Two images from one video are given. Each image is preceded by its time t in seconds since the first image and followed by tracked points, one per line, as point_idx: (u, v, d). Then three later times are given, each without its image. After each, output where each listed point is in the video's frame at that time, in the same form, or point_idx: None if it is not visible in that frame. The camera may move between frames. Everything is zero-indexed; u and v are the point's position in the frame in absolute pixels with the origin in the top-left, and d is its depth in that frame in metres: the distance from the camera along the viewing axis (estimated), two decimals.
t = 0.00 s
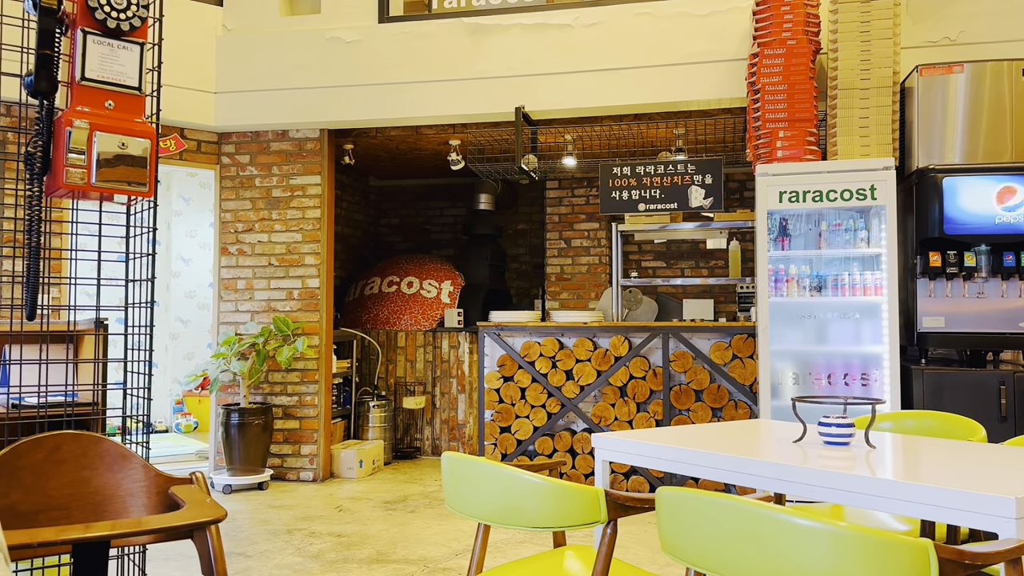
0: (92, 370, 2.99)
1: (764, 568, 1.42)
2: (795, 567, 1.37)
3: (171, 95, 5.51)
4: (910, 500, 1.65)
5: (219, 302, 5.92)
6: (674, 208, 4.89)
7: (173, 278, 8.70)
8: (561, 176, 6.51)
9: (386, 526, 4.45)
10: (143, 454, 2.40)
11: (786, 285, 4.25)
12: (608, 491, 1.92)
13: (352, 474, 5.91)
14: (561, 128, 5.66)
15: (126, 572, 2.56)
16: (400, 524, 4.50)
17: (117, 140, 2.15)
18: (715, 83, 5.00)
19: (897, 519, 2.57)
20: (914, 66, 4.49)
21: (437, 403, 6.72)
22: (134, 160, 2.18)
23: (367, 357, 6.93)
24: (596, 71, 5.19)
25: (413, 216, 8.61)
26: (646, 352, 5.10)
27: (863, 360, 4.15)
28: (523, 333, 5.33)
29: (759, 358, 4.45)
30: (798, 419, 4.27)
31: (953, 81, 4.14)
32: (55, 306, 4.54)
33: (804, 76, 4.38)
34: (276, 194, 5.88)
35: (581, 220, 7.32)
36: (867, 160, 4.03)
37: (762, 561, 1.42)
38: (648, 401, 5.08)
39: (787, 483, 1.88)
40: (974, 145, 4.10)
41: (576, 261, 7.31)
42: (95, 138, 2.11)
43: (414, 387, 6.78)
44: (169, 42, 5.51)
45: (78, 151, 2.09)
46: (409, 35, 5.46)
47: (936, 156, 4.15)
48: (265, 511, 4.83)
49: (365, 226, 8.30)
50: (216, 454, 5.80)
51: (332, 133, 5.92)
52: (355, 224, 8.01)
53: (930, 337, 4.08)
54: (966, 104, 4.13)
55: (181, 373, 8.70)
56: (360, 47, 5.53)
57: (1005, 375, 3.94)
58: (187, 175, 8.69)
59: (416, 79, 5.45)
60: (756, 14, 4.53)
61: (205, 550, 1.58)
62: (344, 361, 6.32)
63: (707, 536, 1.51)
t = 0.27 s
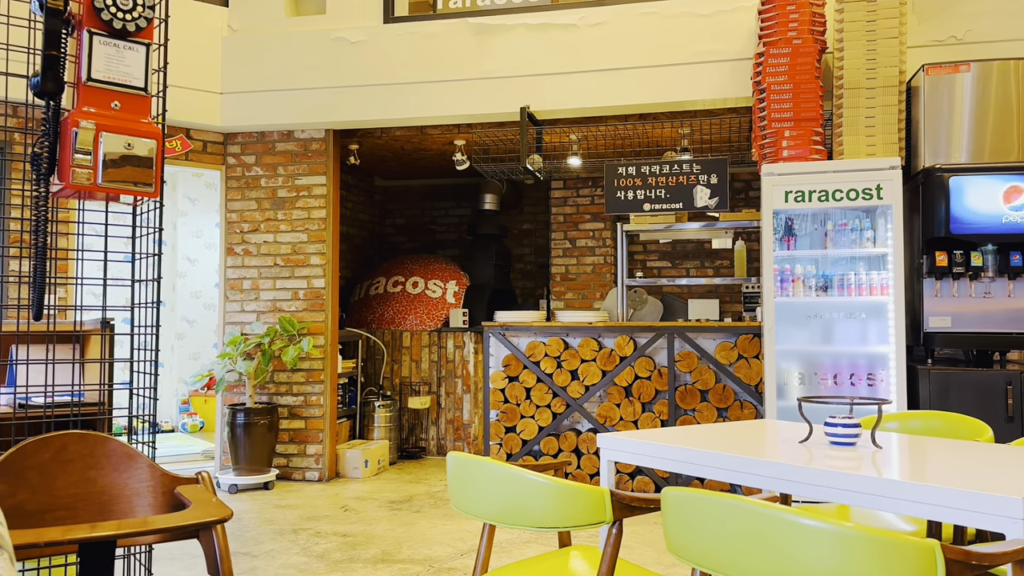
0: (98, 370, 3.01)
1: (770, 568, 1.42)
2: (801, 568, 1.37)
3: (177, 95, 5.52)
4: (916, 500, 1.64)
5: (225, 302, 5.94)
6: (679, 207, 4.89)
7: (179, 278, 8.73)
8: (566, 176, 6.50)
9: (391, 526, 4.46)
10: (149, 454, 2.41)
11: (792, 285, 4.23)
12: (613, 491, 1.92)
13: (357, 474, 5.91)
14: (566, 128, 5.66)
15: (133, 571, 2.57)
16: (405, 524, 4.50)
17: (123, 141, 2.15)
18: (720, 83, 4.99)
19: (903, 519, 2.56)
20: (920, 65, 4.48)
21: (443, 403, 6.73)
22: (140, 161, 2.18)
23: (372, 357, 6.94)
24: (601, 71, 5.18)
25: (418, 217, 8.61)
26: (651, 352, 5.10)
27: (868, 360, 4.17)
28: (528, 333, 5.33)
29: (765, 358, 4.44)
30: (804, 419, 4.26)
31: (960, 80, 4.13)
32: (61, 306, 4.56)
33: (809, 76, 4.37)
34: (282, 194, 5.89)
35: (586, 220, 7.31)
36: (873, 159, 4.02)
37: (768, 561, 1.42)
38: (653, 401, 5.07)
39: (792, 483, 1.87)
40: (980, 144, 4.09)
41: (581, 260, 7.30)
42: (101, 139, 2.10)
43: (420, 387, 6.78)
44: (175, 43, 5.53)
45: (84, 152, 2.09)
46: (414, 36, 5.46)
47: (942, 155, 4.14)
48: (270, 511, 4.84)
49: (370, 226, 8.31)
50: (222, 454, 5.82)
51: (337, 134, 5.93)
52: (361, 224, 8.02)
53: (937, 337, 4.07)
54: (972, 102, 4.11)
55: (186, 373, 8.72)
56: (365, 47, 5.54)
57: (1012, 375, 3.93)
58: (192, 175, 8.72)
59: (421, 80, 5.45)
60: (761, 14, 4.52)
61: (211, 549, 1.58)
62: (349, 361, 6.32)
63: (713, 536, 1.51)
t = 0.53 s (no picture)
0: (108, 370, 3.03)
1: (778, 569, 1.41)
2: (809, 568, 1.37)
3: (186, 96, 5.55)
4: (924, 500, 1.64)
5: (233, 303, 5.96)
6: (687, 207, 4.88)
7: (188, 278, 8.76)
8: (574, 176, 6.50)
9: (399, 526, 4.46)
10: (158, 453, 2.42)
11: (800, 285, 4.23)
12: (620, 491, 1.92)
13: (366, 473, 5.93)
14: (574, 128, 5.65)
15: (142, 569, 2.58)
16: (413, 524, 4.51)
17: (132, 142, 2.16)
18: (728, 82, 4.97)
19: (912, 519, 2.55)
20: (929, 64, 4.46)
21: (450, 403, 6.73)
22: (149, 162, 2.19)
23: (380, 357, 6.95)
24: (609, 71, 5.18)
25: (426, 217, 8.62)
26: (659, 352, 5.09)
27: (877, 360, 4.13)
28: (536, 333, 5.33)
29: (773, 358, 4.43)
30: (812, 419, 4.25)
31: (969, 79, 4.11)
32: (71, 306, 4.58)
33: (818, 75, 4.35)
34: (290, 194, 5.90)
35: (594, 220, 7.31)
36: (882, 159, 4.00)
37: (776, 561, 1.42)
38: (661, 401, 5.07)
39: (799, 483, 1.87)
40: (990, 142, 4.07)
41: (589, 260, 7.30)
42: (110, 140, 2.11)
43: (427, 387, 6.79)
44: (183, 44, 5.55)
45: (93, 153, 2.10)
46: (422, 36, 5.47)
47: (951, 154, 4.12)
48: (279, 510, 4.86)
49: (378, 226, 8.32)
50: (231, 454, 5.84)
51: (345, 134, 5.94)
52: (368, 225, 8.03)
53: (946, 337, 4.05)
54: (982, 101, 4.09)
55: (195, 373, 8.76)
56: (373, 48, 5.55)
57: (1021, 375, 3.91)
58: (201, 176, 8.75)
59: (428, 80, 5.46)
60: (769, 13, 4.51)
61: (220, 548, 1.59)
62: (357, 361, 6.33)
63: (721, 536, 1.51)
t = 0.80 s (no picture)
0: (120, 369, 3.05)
1: (789, 569, 1.41)
2: (821, 569, 1.36)
3: (198, 97, 5.57)
4: (937, 501, 1.63)
5: (244, 303, 5.98)
6: (697, 207, 4.86)
7: (200, 278, 8.80)
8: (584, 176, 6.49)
9: (410, 525, 4.47)
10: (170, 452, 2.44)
11: (811, 285, 4.21)
12: (631, 491, 1.92)
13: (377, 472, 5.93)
14: (584, 128, 5.65)
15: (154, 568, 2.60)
16: (424, 523, 4.51)
17: (144, 143, 2.17)
18: (739, 81, 4.96)
19: (925, 520, 2.54)
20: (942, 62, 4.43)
21: (460, 403, 6.74)
22: (161, 163, 2.20)
23: (390, 357, 6.96)
24: (618, 70, 5.17)
25: (436, 217, 8.63)
26: (669, 352, 5.08)
27: (890, 360, 4.11)
28: (546, 333, 5.33)
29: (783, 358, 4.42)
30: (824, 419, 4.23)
31: (982, 77, 4.08)
32: (84, 306, 4.61)
33: (829, 74, 4.33)
34: (301, 195, 5.92)
35: (604, 220, 7.30)
36: (894, 157, 3.98)
37: (787, 562, 1.41)
38: (671, 401, 5.05)
39: (810, 484, 1.87)
40: (1003, 140, 4.04)
41: (599, 260, 7.29)
42: (122, 141, 2.12)
43: (437, 386, 6.80)
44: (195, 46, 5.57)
45: (106, 154, 2.11)
46: (432, 36, 5.48)
47: (964, 153, 4.09)
48: (290, 510, 4.87)
49: (388, 227, 8.33)
50: (242, 453, 5.86)
51: (355, 135, 5.95)
52: (378, 225, 8.05)
53: (958, 337, 4.04)
54: (995, 98, 4.06)
55: (207, 373, 8.80)
56: (383, 48, 5.56)
57: None
58: (213, 177, 8.79)
59: (438, 80, 5.47)
60: (780, 12, 4.50)
61: (232, 547, 1.59)
62: (368, 361, 6.35)
63: (732, 537, 1.50)
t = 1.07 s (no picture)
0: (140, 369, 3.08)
1: (805, 570, 1.41)
2: (837, 570, 1.36)
3: (216, 99, 5.62)
4: (956, 503, 1.61)
5: (261, 303, 6.02)
6: (713, 207, 4.85)
7: (217, 279, 8.87)
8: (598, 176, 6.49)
9: (425, 525, 4.49)
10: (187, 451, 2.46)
11: (828, 285, 4.20)
12: (646, 492, 1.91)
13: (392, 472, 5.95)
14: (598, 128, 5.64)
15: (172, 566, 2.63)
16: (439, 523, 4.53)
17: (163, 145, 2.21)
18: (755, 80, 4.94)
19: (943, 522, 2.52)
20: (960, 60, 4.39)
21: (475, 403, 6.75)
22: (179, 164, 2.25)
23: (405, 357, 6.99)
24: (633, 70, 5.17)
25: (450, 217, 8.65)
26: (684, 352, 5.07)
27: (906, 360, 4.09)
28: (560, 333, 5.33)
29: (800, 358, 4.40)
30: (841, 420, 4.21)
31: (1001, 75, 4.04)
32: (103, 306, 4.66)
33: (845, 72, 4.31)
34: (316, 196, 5.95)
35: (619, 220, 7.29)
36: (912, 156, 3.95)
37: (803, 563, 1.41)
38: (687, 402, 5.04)
39: (827, 485, 1.86)
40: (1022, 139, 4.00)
41: (613, 260, 7.28)
42: (140, 143, 2.14)
43: (452, 386, 6.82)
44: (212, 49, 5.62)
45: (124, 156, 2.13)
46: (446, 37, 5.49)
47: (982, 152, 4.06)
48: (306, 509, 4.90)
49: (403, 227, 8.36)
50: (259, 452, 5.90)
51: (370, 136, 5.97)
52: (394, 226, 8.08)
53: (977, 337, 4.01)
54: (1014, 96, 4.02)
55: (224, 373, 8.86)
56: (398, 50, 5.59)
57: None
58: (230, 178, 8.85)
59: (453, 81, 5.48)
60: (795, 11, 4.49)
61: (248, 546, 1.61)
62: (383, 361, 6.37)
63: (747, 537, 1.50)
